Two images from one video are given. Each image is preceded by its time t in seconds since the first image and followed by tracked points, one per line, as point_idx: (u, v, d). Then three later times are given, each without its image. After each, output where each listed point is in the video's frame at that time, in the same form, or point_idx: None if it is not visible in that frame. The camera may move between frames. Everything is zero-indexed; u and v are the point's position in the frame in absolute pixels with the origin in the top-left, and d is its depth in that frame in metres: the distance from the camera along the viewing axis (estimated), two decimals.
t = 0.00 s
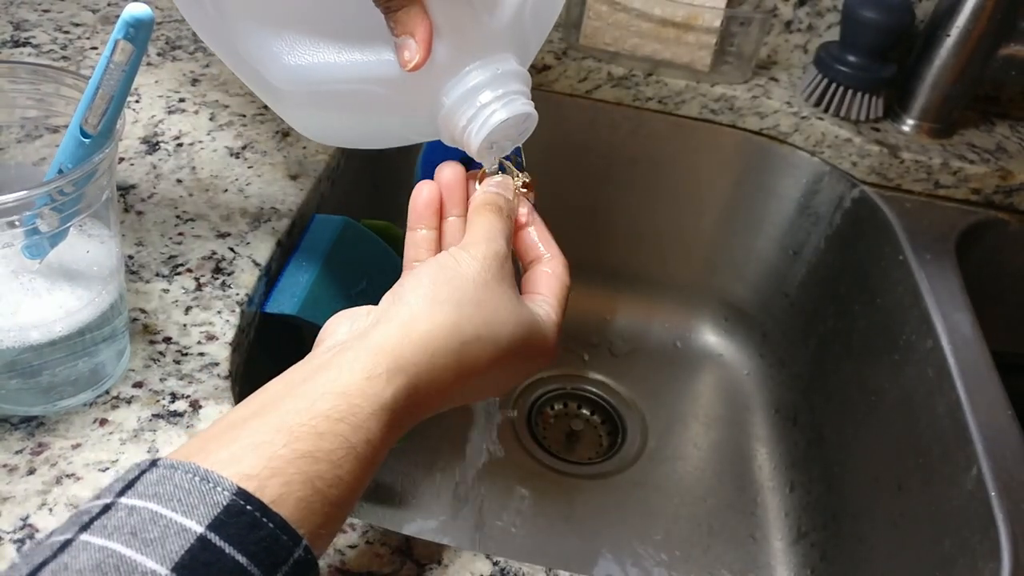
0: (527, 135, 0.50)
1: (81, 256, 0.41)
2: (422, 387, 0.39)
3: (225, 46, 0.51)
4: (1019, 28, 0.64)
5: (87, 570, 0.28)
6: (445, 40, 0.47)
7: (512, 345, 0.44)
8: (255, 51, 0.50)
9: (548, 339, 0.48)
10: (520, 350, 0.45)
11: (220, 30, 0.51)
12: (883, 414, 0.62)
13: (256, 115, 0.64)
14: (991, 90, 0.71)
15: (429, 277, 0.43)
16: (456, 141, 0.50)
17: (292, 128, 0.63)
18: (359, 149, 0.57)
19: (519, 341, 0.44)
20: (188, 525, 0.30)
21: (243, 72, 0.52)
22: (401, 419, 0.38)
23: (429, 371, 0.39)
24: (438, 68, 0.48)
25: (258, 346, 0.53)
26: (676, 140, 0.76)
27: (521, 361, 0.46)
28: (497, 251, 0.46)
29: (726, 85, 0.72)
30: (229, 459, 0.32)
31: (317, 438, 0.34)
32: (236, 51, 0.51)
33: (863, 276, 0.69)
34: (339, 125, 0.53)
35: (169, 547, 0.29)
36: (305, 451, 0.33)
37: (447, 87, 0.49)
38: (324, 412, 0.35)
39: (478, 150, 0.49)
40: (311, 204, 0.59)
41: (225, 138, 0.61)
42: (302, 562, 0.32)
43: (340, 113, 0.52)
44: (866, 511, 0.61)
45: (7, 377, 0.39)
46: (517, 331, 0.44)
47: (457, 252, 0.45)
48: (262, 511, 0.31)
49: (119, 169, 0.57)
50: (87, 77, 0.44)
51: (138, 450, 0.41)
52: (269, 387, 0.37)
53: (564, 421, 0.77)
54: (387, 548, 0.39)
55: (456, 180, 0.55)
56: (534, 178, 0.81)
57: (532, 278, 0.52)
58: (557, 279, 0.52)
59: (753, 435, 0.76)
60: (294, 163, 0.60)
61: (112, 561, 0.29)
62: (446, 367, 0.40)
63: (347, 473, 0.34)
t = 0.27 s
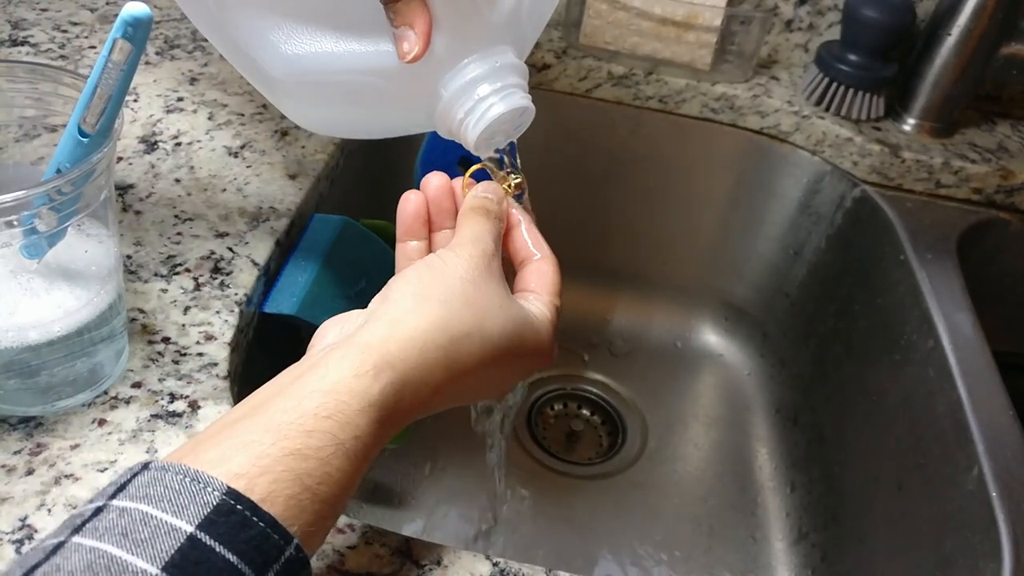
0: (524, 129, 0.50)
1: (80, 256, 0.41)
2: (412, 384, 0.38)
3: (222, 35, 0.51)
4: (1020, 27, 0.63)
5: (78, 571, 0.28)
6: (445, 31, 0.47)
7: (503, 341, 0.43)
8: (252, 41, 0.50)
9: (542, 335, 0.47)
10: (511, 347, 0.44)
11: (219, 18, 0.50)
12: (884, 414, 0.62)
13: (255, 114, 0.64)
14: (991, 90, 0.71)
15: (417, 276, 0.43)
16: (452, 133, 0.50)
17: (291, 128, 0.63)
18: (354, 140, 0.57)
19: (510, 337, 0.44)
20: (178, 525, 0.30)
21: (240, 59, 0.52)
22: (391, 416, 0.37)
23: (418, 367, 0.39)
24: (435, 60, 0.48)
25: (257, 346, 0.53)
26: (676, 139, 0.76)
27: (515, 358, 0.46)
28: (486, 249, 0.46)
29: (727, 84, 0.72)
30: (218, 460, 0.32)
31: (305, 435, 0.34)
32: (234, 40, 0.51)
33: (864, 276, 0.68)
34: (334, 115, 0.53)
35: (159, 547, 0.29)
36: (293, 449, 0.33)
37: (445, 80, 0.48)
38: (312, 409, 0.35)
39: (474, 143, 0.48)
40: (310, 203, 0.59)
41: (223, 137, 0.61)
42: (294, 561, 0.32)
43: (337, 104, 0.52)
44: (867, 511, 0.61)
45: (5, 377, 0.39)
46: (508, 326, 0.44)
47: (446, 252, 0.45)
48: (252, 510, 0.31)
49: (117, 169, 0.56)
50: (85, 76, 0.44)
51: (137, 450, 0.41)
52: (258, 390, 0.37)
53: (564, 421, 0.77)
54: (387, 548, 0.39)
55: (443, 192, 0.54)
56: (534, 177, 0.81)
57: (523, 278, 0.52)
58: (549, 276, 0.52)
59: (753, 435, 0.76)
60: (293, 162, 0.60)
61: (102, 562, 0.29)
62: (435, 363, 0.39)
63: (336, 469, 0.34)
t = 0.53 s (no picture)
0: (522, 138, 0.50)
1: (80, 256, 0.41)
2: (423, 385, 0.39)
3: (218, 48, 0.51)
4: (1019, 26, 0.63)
5: (89, 567, 0.28)
6: (442, 41, 0.47)
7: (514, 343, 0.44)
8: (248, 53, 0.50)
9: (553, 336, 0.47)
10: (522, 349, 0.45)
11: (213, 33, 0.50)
12: (884, 414, 0.62)
13: (255, 114, 0.64)
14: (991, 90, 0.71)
15: (430, 275, 0.43)
16: (451, 144, 0.50)
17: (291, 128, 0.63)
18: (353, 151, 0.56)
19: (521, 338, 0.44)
20: (189, 522, 0.30)
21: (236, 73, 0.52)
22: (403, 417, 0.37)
23: (430, 368, 0.39)
24: (432, 70, 0.48)
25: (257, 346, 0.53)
26: (676, 139, 0.76)
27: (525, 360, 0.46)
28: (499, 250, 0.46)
29: (726, 84, 0.72)
30: (229, 457, 0.32)
31: (317, 435, 0.34)
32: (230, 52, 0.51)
33: (864, 276, 0.68)
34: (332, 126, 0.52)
35: (170, 544, 0.29)
36: (304, 448, 0.33)
37: (442, 90, 0.49)
38: (324, 409, 0.35)
39: (472, 153, 0.49)
40: (310, 203, 0.59)
41: (224, 137, 0.61)
42: (304, 559, 0.31)
43: (334, 114, 0.51)
44: (867, 511, 0.61)
45: (5, 377, 0.39)
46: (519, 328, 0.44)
47: (460, 252, 0.45)
48: (263, 508, 0.31)
49: (117, 169, 0.56)
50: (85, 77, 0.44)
51: (137, 450, 0.41)
52: (272, 386, 0.37)
53: (564, 421, 0.77)
54: (387, 548, 0.39)
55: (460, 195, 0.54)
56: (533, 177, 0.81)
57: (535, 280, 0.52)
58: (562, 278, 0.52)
59: (753, 435, 0.76)
60: (293, 163, 0.60)
61: (113, 558, 0.29)
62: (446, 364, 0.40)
63: (348, 470, 0.34)
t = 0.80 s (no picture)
0: (508, 141, 0.50)
1: (79, 256, 0.41)
2: (424, 411, 0.39)
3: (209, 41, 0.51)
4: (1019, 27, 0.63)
5: None
6: (433, 45, 0.48)
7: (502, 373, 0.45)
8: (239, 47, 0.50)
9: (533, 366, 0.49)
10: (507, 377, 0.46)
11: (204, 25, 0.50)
12: (883, 414, 0.62)
13: (255, 114, 0.64)
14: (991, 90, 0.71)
15: (436, 296, 0.43)
16: (435, 141, 0.50)
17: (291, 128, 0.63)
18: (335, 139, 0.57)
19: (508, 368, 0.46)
20: (203, 535, 0.30)
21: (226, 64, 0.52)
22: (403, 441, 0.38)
23: (433, 394, 0.40)
24: (420, 70, 0.48)
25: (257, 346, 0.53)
26: (676, 139, 0.76)
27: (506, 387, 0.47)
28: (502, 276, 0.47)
29: (726, 84, 0.72)
30: (244, 473, 0.32)
31: (331, 458, 0.34)
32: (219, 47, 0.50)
33: (864, 276, 0.68)
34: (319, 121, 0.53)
35: (185, 557, 0.29)
36: (317, 471, 0.33)
37: (430, 91, 0.49)
38: (337, 430, 0.35)
39: (458, 154, 0.48)
40: (310, 203, 0.59)
41: (224, 137, 0.61)
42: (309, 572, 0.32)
43: (323, 107, 0.52)
44: (867, 511, 0.61)
45: (5, 377, 0.39)
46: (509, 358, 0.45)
47: (465, 273, 0.46)
48: (274, 523, 0.31)
49: (117, 169, 0.56)
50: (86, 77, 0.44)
51: (137, 450, 0.41)
52: (275, 395, 0.36)
53: (563, 421, 0.77)
54: (386, 549, 0.39)
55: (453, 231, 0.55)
56: (533, 177, 0.81)
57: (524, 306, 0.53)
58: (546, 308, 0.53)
59: (753, 435, 0.76)
60: (293, 162, 0.60)
61: (128, 569, 0.28)
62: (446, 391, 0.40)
63: (356, 495, 0.34)
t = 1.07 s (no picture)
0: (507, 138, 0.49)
1: (80, 256, 0.41)
2: (420, 396, 0.39)
3: (205, 39, 0.51)
4: (1019, 27, 0.64)
5: (94, 565, 0.28)
6: (428, 39, 0.47)
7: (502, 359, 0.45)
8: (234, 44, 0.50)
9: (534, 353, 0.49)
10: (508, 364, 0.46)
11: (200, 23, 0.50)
12: (883, 414, 0.62)
13: (255, 114, 0.64)
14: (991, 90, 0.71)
15: (430, 283, 0.43)
16: (433, 141, 0.50)
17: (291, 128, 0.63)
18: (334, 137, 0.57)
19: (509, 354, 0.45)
20: (195, 522, 0.30)
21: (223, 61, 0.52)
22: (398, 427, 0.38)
23: (429, 380, 0.39)
24: (418, 65, 0.48)
25: (257, 346, 0.53)
26: (676, 139, 0.76)
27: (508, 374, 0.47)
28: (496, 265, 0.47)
29: (726, 84, 0.72)
30: (235, 460, 0.32)
31: (323, 444, 0.34)
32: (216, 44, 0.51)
33: (864, 276, 0.69)
34: (316, 118, 0.53)
35: (176, 544, 0.29)
36: (310, 457, 0.33)
37: (427, 87, 0.48)
38: (329, 416, 0.35)
39: (455, 152, 0.48)
40: (310, 203, 0.59)
41: (223, 137, 0.61)
42: (303, 560, 0.32)
43: (318, 106, 0.52)
44: (867, 511, 0.61)
45: (5, 377, 0.39)
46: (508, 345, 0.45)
47: (459, 262, 0.45)
48: (266, 510, 0.31)
49: (117, 169, 0.56)
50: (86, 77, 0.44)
51: (137, 450, 0.41)
52: (269, 382, 0.36)
53: (563, 421, 0.77)
54: (386, 548, 0.39)
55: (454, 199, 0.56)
56: (533, 177, 0.81)
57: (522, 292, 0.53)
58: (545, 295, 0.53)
59: (753, 435, 0.76)
60: (293, 162, 0.60)
61: (119, 556, 0.28)
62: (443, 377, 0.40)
63: (350, 480, 0.34)
